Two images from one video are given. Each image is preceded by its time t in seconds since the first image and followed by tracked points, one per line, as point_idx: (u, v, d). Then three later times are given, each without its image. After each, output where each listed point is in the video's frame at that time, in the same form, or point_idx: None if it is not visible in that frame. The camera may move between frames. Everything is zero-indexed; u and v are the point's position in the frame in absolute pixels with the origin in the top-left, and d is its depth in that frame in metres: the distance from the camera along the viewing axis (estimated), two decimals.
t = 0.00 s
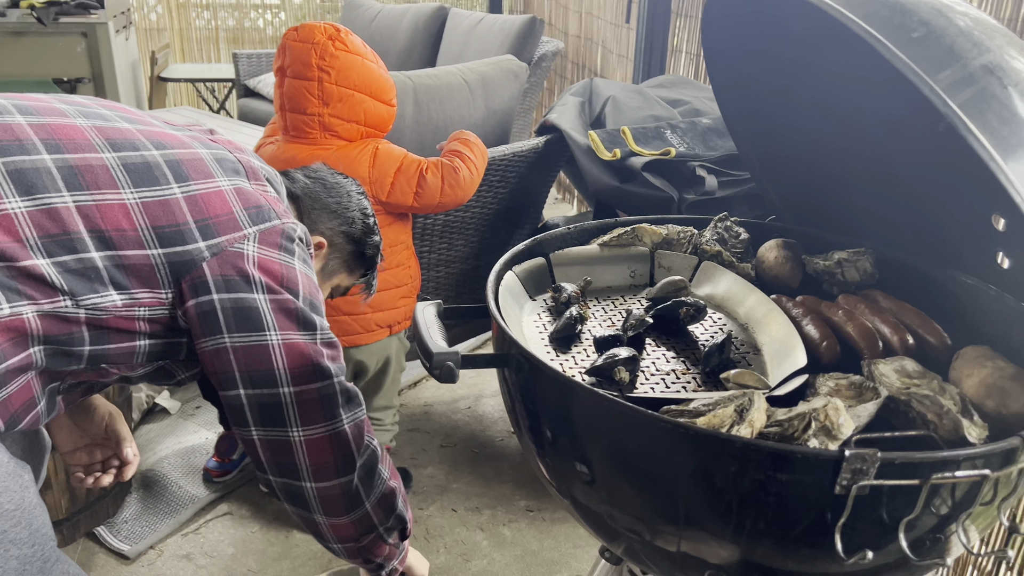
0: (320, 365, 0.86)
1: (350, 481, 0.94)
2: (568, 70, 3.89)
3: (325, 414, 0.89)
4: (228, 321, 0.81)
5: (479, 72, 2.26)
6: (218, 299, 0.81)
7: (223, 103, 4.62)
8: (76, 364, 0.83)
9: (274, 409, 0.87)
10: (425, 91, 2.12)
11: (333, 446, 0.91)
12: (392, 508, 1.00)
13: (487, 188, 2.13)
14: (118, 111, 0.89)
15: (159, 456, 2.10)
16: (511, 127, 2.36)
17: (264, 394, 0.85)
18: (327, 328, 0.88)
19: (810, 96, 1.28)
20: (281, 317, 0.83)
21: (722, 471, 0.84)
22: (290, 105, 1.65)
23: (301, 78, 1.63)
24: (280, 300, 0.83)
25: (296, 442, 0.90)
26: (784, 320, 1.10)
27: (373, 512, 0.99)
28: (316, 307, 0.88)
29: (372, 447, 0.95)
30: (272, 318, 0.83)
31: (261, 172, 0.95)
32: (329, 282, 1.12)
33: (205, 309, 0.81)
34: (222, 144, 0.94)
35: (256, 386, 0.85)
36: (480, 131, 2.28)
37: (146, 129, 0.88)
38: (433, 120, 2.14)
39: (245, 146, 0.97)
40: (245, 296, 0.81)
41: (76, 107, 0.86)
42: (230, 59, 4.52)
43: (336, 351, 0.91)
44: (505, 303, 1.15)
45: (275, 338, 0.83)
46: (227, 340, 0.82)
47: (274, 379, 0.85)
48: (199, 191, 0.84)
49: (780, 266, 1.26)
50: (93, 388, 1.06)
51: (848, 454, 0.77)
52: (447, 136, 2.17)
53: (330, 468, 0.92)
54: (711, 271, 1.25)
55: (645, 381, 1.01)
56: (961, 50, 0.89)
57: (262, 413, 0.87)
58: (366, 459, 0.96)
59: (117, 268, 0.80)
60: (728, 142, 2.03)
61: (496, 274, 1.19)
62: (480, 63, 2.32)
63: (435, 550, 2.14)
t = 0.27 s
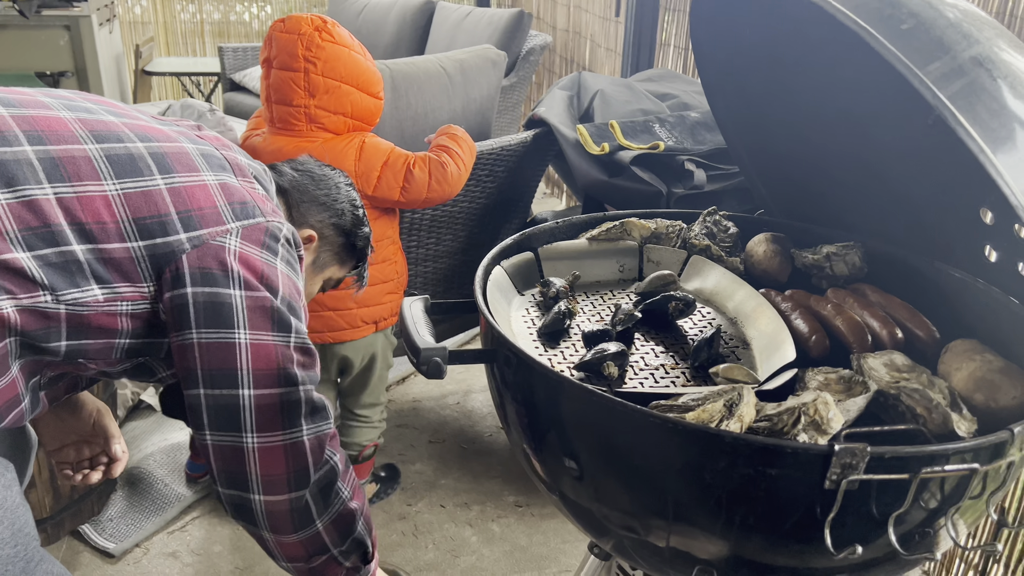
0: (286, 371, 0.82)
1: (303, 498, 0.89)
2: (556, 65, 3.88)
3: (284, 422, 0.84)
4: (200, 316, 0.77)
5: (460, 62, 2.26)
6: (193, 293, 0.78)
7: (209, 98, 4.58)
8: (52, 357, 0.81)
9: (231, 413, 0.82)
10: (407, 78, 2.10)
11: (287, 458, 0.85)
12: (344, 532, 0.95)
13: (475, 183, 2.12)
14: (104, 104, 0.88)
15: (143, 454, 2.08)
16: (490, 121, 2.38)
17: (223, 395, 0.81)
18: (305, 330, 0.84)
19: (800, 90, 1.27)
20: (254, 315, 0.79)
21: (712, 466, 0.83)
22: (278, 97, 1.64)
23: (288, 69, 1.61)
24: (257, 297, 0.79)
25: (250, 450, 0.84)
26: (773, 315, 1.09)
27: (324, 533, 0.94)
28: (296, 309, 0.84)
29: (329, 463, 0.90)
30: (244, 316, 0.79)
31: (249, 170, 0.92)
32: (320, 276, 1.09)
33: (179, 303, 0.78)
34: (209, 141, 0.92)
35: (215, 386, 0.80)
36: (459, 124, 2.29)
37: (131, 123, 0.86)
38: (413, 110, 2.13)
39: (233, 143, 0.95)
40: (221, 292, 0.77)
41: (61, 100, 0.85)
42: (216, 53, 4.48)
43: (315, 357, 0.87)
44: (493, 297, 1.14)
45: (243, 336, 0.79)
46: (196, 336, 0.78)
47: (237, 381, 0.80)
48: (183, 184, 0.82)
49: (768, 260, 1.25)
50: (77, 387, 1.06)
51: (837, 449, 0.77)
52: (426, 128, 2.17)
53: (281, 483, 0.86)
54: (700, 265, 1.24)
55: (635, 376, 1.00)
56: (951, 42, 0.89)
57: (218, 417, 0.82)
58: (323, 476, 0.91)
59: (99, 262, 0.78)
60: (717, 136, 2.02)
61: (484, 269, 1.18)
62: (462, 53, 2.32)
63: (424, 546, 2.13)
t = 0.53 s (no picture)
0: (263, 381, 0.81)
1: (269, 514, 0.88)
2: (547, 58, 3.87)
3: (255, 433, 0.83)
4: (179, 321, 0.77)
5: (448, 53, 2.25)
6: (174, 297, 0.77)
7: (198, 91, 4.54)
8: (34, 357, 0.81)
9: (203, 420, 0.81)
10: (394, 67, 2.10)
11: (253, 474, 0.84)
12: (313, 550, 0.93)
13: (466, 176, 2.11)
14: (93, 102, 0.87)
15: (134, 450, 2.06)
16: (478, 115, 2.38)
17: (193, 402, 0.80)
18: (287, 341, 0.83)
19: (791, 82, 1.27)
20: (234, 322, 0.78)
21: (704, 458, 0.83)
22: (268, 90, 1.63)
23: (279, 60, 1.59)
24: (239, 304, 0.78)
25: (218, 459, 0.83)
26: (765, 308, 1.09)
27: (290, 552, 0.92)
28: (278, 317, 0.83)
29: (300, 478, 0.90)
30: (224, 323, 0.78)
31: (240, 172, 0.91)
32: (314, 273, 1.09)
33: (160, 306, 0.77)
34: (199, 141, 0.91)
35: (189, 393, 0.79)
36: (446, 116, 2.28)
37: (120, 122, 0.85)
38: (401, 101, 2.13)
39: (224, 143, 0.94)
40: (203, 297, 0.77)
41: (49, 97, 0.84)
42: (205, 47, 4.44)
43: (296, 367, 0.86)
44: (485, 290, 1.14)
45: (220, 344, 0.78)
46: (173, 341, 0.77)
47: (210, 389, 0.79)
48: (169, 185, 0.81)
49: (760, 252, 1.25)
50: (65, 383, 1.07)
51: (829, 440, 0.77)
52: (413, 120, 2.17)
53: (247, 497, 0.85)
54: (692, 258, 1.24)
55: (626, 368, 1.00)
56: (942, 33, 0.89)
57: (188, 423, 0.81)
58: (293, 491, 0.90)
59: (82, 262, 0.77)
60: (708, 130, 2.02)
61: (475, 262, 1.17)
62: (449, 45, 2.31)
63: (416, 540, 2.13)
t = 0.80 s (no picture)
0: (242, 391, 0.80)
1: (245, 527, 0.87)
2: (542, 53, 3.86)
3: (233, 443, 0.82)
4: (160, 326, 0.76)
5: (436, 45, 2.25)
6: (157, 302, 0.76)
7: (192, 85, 4.52)
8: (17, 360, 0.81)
9: (181, 428, 0.80)
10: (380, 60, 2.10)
11: (229, 486, 0.83)
12: (291, 562, 0.92)
13: (460, 171, 2.10)
14: (81, 102, 0.86)
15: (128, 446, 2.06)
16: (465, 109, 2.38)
17: (172, 409, 0.79)
18: (270, 348, 0.82)
19: (785, 78, 1.27)
20: (216, 329, 0.78)
21: (696, 454, 0.83)
22: (258, 87, 1.62)
23: (270, 56, 1.59)
24: (222, 310, 0.78)
25: (195, 469, 0.82)
26: (758, 304, 1.09)
27: (267, 562, 0.90)
28: (263, 324, 0.83)
29: (277, 489, 0.89)
30: (206, 329, 0.77)
31: (229, 173, 0.90)
32: (310, 270, 1.09)
33: (141, 311, 0.76)
34: (188, 143, 0.90)
35: (167, 399, 0.79)
36: (436, 108, 2.29)
37: (107, 122, 0.85)
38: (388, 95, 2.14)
39: (213, 144, 0.94)
40: (185, 303, 0.76)
41: (36, 97, 0.84)
42: (199, 40, 4.42)
43: (279, 377, 0.85)
44: (478, 286, 1.13)
45: (201, 351, 0.77)
46: (154, 347, 0.77)
47: (188, 397, 0.79)
48: (155, 187, 0.81)
49: (753, 248, 1.25)
50: (52, 384, 1.10)
51: (821, 436, 0.77)
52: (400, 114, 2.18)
53: (222, 508, 0.84)
54: (685, 253, 1.24)
55: (619, 364, 1.00)
56: (936, 29, 0.89)
57: (167, 432, 0.80)
58: (270, 503, 0.89)
59: (64, 265, 0.77)
60: (703, 125, 2.02)
61: (469, 258, 1.17)
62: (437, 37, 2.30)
63: (410, 535, 2.13)
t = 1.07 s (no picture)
0: (230, 380, 0.80)
1: (231, 516, 0.87)
2: (543, 45, 3.86)
3: (220, 433, 0.82)
4: (149, 312, 0.77)
5: (432, 34, 2.24)
6: (145, 288, 0.77)
7: (192, 77, 4.52)
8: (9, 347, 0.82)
9: (166, 416, 0.80)
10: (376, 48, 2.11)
11: (216, 477, 0.83)
12: (276, 553, 0.93)
13: (461, 162, 2.10)
14: (73, 87, 0.86)
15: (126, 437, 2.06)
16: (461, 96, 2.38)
17: (159, 397, 0.79)
18: (259, 336, 0.83)
19: (787, 70, 1.27)
20: (205, 318, 0.78)
21: (695, 441, 0.84)
22: (258, 84, 1.62)
23: (268, 53, 1.59)
24: (211, 297, 0.78)
25: (180, 458, 0.82)
26: (757, 294, 1.10)
27: (251, 552, 0.91)
28: (253, 313, 0.83)
29: (265, 480, 0.90)
30: (193, 316, 0.78)
31: (223, 160, 0.90)
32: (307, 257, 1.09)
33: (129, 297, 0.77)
34: (181, 129, 0.90)
35: (153, 388, 0.79)
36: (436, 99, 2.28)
37: (98, 108, 0.85)
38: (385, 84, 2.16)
39: (207, 130, 0.93)
40: (174, 290, 0.77)
41: (27, 82, 0.84)
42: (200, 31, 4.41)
43: (268, 365, 0.85)
44: (479, 275, 1.14)
45: (188, 339, 0.78)
46: (141, 333, 0.77)
47: (174, 385, 0.79)
48: (144, 173, 0.81)
49: (753, 239, 1.26)
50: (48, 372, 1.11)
51: (819, 424, 0.78)
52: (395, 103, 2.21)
53: (208, 498, 0.84)
54: (685, 244, 1.24)
55: (619, 354, 1.01)
56: (936, 19, 0.89)
57: (154, 425, 0.81)
58: (257, 493, 0.89)
59: (52, 252, 0.78)
60: (703, 117, 2.02)
61: (470, 248, 1.17)
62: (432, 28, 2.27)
63: (410, 524, 2.14)
